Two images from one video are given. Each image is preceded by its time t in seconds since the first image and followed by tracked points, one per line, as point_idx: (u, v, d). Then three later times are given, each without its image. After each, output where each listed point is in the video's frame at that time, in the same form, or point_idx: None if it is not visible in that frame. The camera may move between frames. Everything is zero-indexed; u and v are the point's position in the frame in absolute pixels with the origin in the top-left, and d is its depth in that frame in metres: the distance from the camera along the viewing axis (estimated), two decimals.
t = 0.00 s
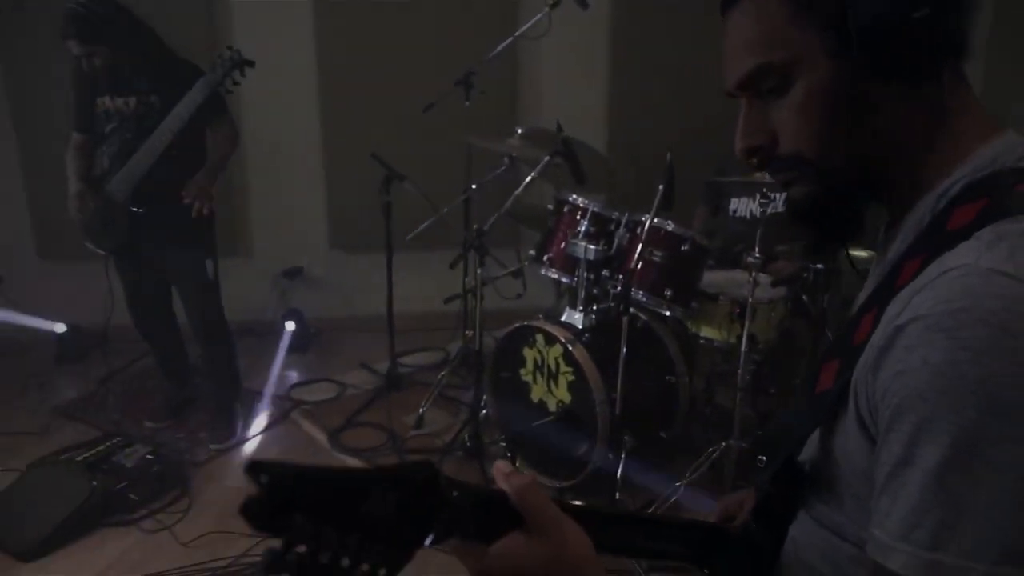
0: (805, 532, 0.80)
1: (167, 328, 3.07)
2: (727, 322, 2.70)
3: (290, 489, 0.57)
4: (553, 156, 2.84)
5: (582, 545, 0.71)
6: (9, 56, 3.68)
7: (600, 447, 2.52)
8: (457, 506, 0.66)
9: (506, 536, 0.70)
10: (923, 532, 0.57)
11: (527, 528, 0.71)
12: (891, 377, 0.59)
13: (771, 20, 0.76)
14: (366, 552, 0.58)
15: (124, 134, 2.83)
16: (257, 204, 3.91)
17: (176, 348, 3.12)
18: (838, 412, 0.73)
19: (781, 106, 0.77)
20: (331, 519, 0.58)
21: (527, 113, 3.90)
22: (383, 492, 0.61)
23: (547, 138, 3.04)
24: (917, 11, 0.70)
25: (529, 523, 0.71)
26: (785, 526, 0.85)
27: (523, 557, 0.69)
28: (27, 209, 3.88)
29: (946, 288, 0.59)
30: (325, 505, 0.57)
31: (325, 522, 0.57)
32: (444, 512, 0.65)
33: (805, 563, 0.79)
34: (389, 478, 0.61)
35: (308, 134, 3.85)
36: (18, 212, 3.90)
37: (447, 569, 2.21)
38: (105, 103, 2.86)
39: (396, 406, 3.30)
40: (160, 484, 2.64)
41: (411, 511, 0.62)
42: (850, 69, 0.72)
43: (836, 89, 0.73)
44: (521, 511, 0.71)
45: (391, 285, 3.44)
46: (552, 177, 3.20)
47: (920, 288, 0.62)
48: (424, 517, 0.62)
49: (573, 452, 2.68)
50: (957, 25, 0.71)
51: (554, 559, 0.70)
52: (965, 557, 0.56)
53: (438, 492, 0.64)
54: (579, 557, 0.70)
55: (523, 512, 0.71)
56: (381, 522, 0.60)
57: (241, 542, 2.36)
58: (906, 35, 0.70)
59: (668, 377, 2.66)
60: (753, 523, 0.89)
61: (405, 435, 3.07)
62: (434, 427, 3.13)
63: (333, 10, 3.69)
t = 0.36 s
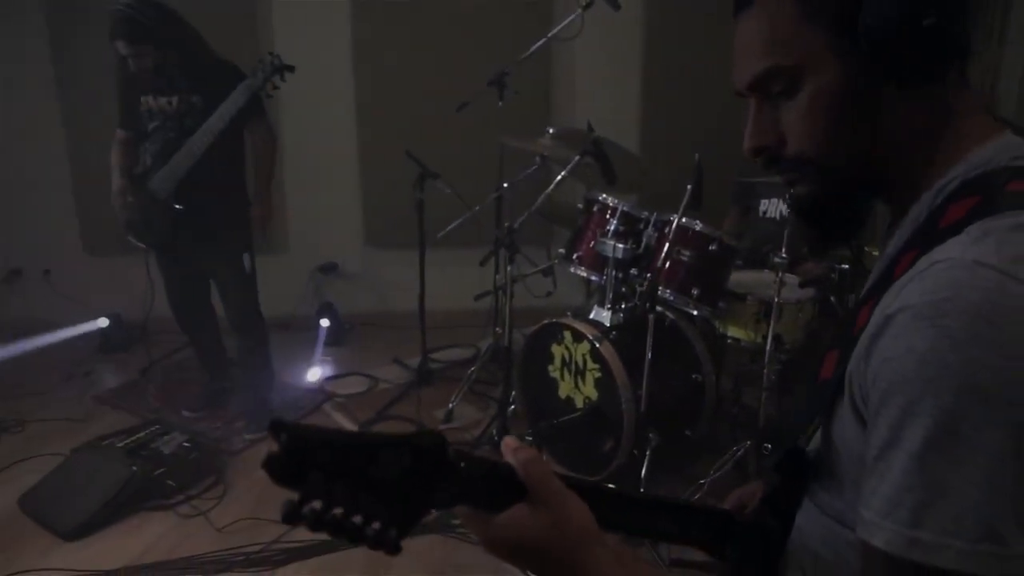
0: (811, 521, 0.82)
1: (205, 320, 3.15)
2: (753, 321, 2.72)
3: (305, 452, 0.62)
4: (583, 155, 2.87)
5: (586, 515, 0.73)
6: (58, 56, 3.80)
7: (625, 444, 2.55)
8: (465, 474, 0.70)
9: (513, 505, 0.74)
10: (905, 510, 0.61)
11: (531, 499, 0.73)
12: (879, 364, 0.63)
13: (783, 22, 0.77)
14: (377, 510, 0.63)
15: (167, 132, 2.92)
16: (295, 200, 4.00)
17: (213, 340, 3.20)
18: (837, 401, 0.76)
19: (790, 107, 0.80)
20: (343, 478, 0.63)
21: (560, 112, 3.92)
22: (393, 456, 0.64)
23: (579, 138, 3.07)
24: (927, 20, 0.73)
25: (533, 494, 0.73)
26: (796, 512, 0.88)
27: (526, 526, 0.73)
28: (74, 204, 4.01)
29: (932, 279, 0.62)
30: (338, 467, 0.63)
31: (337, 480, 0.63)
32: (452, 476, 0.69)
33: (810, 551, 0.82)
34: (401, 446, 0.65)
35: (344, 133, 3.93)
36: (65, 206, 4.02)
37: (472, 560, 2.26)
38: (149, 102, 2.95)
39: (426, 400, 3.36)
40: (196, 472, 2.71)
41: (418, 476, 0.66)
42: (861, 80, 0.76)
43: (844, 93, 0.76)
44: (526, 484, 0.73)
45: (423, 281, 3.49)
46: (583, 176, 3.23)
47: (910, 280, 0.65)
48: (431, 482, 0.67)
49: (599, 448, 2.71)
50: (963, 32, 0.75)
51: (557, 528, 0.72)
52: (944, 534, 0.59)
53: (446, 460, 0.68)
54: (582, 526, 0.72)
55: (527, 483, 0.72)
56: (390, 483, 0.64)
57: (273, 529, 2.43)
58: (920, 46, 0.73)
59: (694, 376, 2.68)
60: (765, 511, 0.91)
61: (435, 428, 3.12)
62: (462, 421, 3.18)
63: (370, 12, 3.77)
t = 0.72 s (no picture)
0: (829, 517, 0.83)
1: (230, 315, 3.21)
2: (770, 321, 2.68)
3: (322, 418, 0.64)
4: (604, 155, 2.89)
5: (587, 495, 0.75)
6: (92, 54, 3.88)
7: (641, 442, 2.57)
8: (468, 451, 0.71)
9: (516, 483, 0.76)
10: (893, 499, 0.63)
11: (536, 476, 0.76)
12: (875, 357, 0.65)
13: (790, 24, 0.78)
14: (387, 479, 0.65)
15: (195, 131, 2.98)
16: (320, 197, 4.07)
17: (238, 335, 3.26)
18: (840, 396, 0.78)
19: (796, 110, 0.81)
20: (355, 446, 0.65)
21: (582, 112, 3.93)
22: (401, 428, 0.66)
23: (601, 139, 3.08)
24: (932, 27, 0.74)
25: (537, 472, 0.76)
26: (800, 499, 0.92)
27: (533, 502, 0.75)
28: (106, 200, 4.09)
29: (927, 277, 0.64)
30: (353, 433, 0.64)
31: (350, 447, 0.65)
32: (452, 454, 0.70)
33: (835, 548, 0.83)
34: (408, 418, 0.65)
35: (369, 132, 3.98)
36: (97, 202, 4.11)
37: (488, 554, 2.29)
38: (179, 101, 3.01)
39: (447, 395, 3.39)
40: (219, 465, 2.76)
41: (422, 449, 0.67)
42: (863, 82, 0.76)
43: (847, 94, 0.77)
44: (531, 463, 0.77)
45: (445, 279, 3.53)
46: (604, 176, 3.25)
47: (908, 278, 0.67)
48: (433, 456, 0.67)
49: (616, 445, 2.72)
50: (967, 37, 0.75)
51: (559, 504, 0.74)
52: (930, 523, 0.61)
53: (450, 433, 0.68)
54: (582, 503, 0.74)
55: (532, 462, 0.76)
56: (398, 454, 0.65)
57: (293, 520, 2.48)
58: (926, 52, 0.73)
59: (712, 376, 2.68)
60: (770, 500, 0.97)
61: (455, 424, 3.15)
62: (482, 417, 3.21)
63: (396, 12, 3.81)
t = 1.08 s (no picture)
0: (826, 511, 0.86)
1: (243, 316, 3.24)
2: (779, 327, 2.70)
3: (334, 399, 0.68)
4: (614, 161, 2.91)
5: (586, 480, 0.78)
6: (110, 61, 3.94)
7: (649, 446, 2.58)
8: (473, 438, 0.78)
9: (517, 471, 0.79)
10: (882, 488, 0.65)
11: (538, 463, 0.79)
12: (866, 350, 0.67)
13: (789, 32, 0.79)
14: (393, 461, 0.71)
15: (211, 135, 3.02)
16: (333, 201, 4.10)
17: (251, 336, 3.29)
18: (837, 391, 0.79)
19: (796, 115, 0.82)
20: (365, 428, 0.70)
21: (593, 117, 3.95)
22: (409, 411, 0.71)
23: (611, 144, 3.10)
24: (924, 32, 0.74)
25: (540, 460, 0.79)
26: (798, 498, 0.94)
27: (533, 487, 0.77)
28: (122, 203, 4.15)
29: (917, 274, 0.65)
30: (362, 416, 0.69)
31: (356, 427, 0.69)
32: (456, 438, 0.76)
33: (830, 542, 0.85)
34: (416, 402, 0.71)
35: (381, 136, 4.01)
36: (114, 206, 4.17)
37: (495, 555, 2.30)
38: (195, 107, 3.06)
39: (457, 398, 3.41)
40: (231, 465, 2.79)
41: (428, 432, 0.73)
42: (861, 86, 0.77)
43: (846, 99, 0.78)
44: (534, 451, 0.80)
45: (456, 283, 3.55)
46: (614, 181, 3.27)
47: (900, 275, 0.68)
48: (437, 439, 0.74)
49: (624, 449, 2.74)
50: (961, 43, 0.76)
51: (560, 491, 0.77)
52: (917, 511, 0.63)
53: (455, 418, 0.75)
54: (582, 489, 0.77)
55: (535, 449, 0.79)
56: (405, 436, 0.71)
57: (303, 519, 2.51)
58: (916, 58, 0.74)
59: (719, 381, 2.69)
60: (771, 498, 0.98)
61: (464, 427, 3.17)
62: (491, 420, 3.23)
63: (408, 19, 3.84)
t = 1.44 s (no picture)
0: (817, 514, 0.88)
1: (245, 328, 3.26)
2: (775, 338, 2.74)
3: (335, 399, 0.76)
4: (612, 174, 2.94)
5: (581, 481, 0.80)
6: (115, 74, 3.98)
7: (647, 457, 2.60)
8: (471, 438, 0.82)
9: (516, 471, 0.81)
10: (867, 490, 0.66)
11: (535, 465, 0.81)
12: (853, 355, 0.68)
13: (776, 51, 0.82)
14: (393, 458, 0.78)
15: (214, 147, 3.05)
16: (334, 214, 4.14)
17: (252, 348, 3.31)
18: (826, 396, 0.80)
19: (784, 130, 0.84)
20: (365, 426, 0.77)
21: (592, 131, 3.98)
22: (408, 412, 0.77)
23: (609, 157, 3.13)
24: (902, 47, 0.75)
25: (536, 461, 0.81)
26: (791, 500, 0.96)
27: (530, 486, 0.80)
28: (126, 215, 4.18)
29: (902, 281, 0.66)
30: (362, 416, 0.76)
31: (358, 424, 0.77)
32: (457, 437, 0.82)
33: (818, 545, 0.87)
34: (416, 405, 0.77)
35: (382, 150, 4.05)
36: (118, 218, 4.20)
37: (493, 565, 2.32)
38: (199, 120, 3.09)
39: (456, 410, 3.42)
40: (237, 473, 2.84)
41: (428, 433, 0.79)
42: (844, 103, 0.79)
43: (831, 117, 0.80)
44: (531, 452, 0.82)
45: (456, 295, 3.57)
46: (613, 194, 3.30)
47: (886, 282, 0.69)
48: (437, 438, 0.80)
49: (622, 460, 2.75)
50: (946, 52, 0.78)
51: (555, 491, 0.79)
52: (901, 513, 0.64)
53: (454, 418, 0.80)
54: (577, 489, 0.79)
55: (531, 450, 0.82)
56: (404, 437, 0.78)
57: (303, 530, 2.52)
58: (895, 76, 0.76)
59: (717, 392, 2.71)
60: (764, 503, 1.00)
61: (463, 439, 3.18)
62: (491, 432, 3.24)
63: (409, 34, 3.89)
